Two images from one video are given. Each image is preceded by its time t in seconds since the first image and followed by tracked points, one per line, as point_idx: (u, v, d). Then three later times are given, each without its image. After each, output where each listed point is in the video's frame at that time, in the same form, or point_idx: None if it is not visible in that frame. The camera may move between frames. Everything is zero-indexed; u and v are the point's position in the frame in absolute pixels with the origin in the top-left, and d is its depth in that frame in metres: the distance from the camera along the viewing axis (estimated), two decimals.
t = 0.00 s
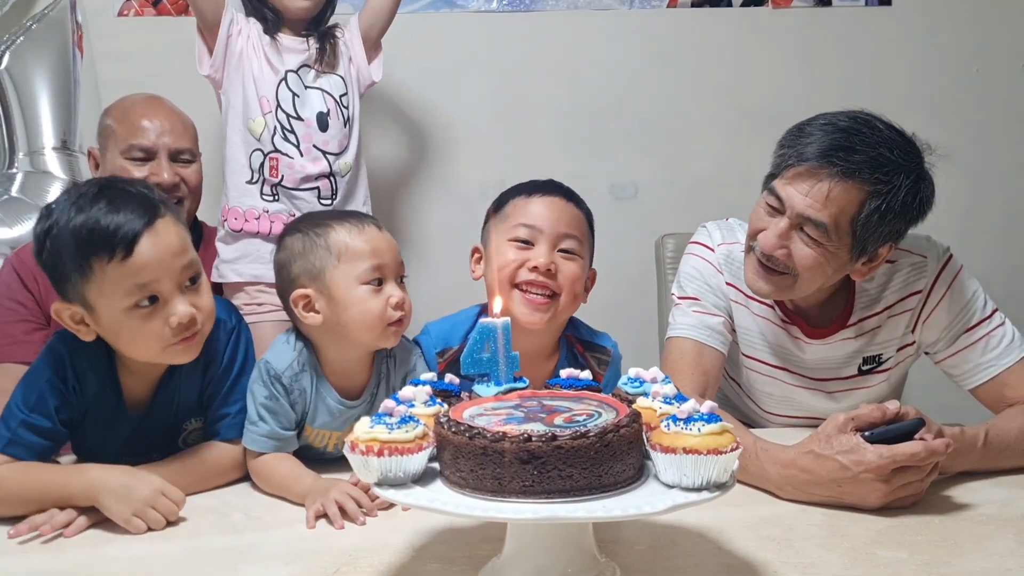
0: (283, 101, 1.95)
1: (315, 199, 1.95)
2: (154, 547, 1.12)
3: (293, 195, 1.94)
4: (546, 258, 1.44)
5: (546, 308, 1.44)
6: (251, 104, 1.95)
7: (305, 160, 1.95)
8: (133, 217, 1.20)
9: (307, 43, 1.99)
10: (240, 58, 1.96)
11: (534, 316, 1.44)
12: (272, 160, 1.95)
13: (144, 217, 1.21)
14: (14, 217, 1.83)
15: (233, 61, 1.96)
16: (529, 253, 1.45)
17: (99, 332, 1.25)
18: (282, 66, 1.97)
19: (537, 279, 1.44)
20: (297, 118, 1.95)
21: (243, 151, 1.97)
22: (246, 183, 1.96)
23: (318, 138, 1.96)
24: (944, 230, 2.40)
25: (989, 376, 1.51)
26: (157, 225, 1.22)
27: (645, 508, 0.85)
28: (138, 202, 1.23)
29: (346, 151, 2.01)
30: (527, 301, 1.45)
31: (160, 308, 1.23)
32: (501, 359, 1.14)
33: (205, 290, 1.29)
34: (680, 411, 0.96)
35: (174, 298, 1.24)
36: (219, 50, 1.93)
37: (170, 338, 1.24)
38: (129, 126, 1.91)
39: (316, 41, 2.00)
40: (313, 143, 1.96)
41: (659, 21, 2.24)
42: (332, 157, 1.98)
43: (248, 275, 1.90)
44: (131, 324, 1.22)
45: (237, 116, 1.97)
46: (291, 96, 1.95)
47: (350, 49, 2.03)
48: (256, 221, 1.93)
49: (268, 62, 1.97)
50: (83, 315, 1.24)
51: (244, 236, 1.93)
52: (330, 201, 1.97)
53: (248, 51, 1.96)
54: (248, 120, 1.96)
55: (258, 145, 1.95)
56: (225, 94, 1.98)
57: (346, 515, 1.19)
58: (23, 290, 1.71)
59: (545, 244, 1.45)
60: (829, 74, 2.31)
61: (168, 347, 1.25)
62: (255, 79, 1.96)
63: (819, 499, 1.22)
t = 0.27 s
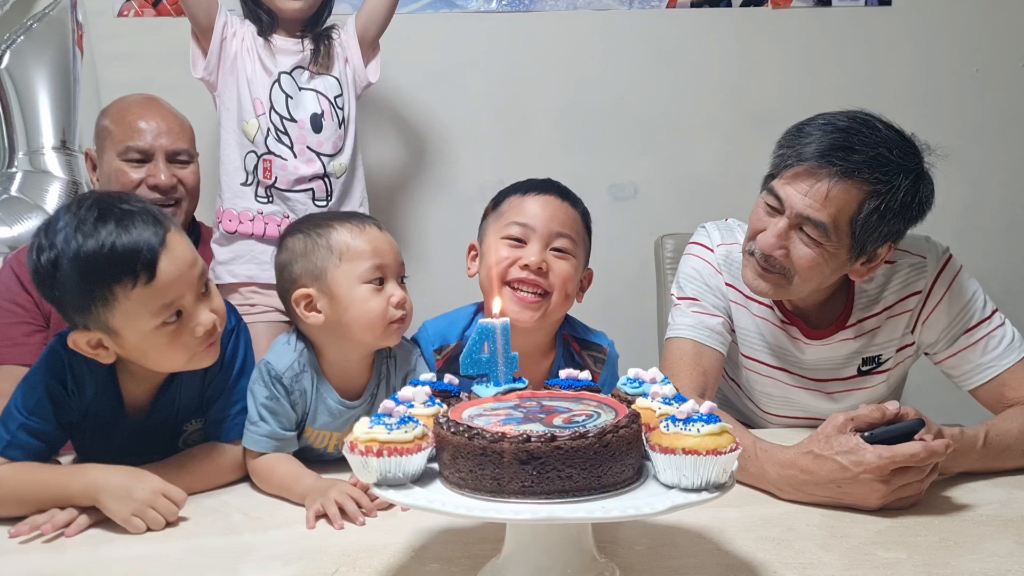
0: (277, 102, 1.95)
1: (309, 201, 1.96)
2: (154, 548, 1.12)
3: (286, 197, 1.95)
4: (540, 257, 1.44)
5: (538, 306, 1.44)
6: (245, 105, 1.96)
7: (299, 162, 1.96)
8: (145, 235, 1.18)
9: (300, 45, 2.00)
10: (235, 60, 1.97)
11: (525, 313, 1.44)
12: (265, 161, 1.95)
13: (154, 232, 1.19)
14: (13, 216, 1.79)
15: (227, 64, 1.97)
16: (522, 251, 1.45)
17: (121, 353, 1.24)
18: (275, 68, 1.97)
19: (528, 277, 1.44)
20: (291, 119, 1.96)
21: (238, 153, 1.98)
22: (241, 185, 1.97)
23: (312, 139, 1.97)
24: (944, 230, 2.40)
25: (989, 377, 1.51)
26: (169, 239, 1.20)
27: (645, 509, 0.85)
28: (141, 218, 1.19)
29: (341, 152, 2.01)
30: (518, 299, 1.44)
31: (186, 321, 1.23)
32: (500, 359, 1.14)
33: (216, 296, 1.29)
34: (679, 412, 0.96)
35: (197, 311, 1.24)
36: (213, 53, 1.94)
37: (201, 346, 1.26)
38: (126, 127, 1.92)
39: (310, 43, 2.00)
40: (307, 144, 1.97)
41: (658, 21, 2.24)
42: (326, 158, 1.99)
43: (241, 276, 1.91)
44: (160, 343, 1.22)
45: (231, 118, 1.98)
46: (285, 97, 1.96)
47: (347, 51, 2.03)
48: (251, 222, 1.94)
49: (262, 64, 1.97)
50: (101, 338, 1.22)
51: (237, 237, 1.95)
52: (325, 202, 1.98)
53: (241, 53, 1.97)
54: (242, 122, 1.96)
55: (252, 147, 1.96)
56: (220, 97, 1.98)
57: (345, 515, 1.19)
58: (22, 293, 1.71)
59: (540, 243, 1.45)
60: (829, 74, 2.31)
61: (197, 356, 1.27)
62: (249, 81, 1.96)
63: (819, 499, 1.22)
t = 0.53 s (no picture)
0: (277, 102, 1.95)
1: (310, 200, 1.96)
2: (154, 547, 1.11)
3: (287, 197, 1.95)
4: (540, 254, 1.43)
5: (539, 302, 1.44)
6: (245, 106, 1.96)
7: (300, 161, 1.96)
8: (155, 241, 1.17)
9: (298, 43, 2.00)
10: (234, 61, 1.97)
11: (526, 309, 1.44)
12: (266, 161, 1.95)
13: (162, 238, 1.18)
14: (14, 210, 1.78)
15: (226, 65, 1.97)
16: (523, 248, 1.45)
17: (133, 357, 1.24)
18: (274, 68, 1.97)
19: (530, 273, 1.43)
20: (291, 119, 1.96)
21: (238, 153, 1.98)
22: (242, 185, 1.97)
23: (312, 139, 1.97)
24: (945, 230, 2.40)
25: (989, 378, 1.51)
26: (177, 242, 1.20)
27: (646, 509, 0.84)
28: (148, 224, 1.18)
29: (341, 151, 2.01)
30: (519, 296, 1.44)
31: (199, 323, 1.24)
32: (501, 359, 1.14)
33: (223, 295, 1.29)
34: (681, 411, 0.96)
35: (208, 312, 1.24)
36: (213, 55, 1.94)
37: (214, 345, 1.27)
38: (127, 126, 1.92)
39: (309, 42, 2.00)
40: (308, 143, 1.97)
41: (659, 21, 2.24)
42: (326, 157, 1.99)
43: (242, 276, 1.92)
44: (174, 347, 1.23)
45: (232, 119, 1.98)
46: (284, 97, 1.96)
47: (344, 49, 2.04)
48: (251, 223, 1.94)
49: (262, 64, 1.97)
50: (113, 344, 1.22)
51: (238, 237, 1.95)
52: (325, 202, 1.98)
53: (240, 54, 1.97)
54: (242, 122, 1.96)
55: (252, 147, 1.96)
56: (220, 98, 1.98)
57: (346, 515, 1.19)
58: (22, 292, 1.71)
59: (540, 240, 1.45)
60: (830, 74, 2.31)
61: (209, 355, 1.28)
62: (248, 82, 1.96)
63: (820, 499, 1.22)
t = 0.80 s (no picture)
0: (275, 102, 1.95)
1: (308, 200, 1.96)
2: (153, 547, 1.11)
3: (285, 197, 1.95)
4: (540, 253, 1.43)
5: (539, 301, 1.44)
6: (243, 106, 1.96)
7: (298, 161, 1.96)
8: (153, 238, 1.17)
9: (295, 44, 2.00)
10: (232, 61, 1.97)
11: (527, 308, 1.44)
12: (264, 161, 1.95)
13: (161, 236, 1.18)
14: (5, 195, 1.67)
15: (224, 66, 1.97)
16: (523, 247, 1.45)
17: (125, 352, 1.23)
18: (272, 68, 1.97)
19: (529, 273, 1.43)
20: (289, 119, 1.95)
21: (236, 154, 1.98)
22: (239, 185, 1.97)
23: (310, 138, 1.97)
24: (945, 230, 2.40)
25: (990, 378, 1.50)
26: (176, 241, 1.20)
27: (645, 509, 0.84)
28: (149, 221, 1.18)
29: (338, 151, 2.01)
30: (519, 295, 1.44)
31: (191, 323, 1.23)
32: (501, 359, 1.13)
33: (221, 296, 1.29)
34: (680, 411, 0.96)
35: (202, 311, 1.23)
36: (210, 56, 1.94)
37: (206, 347, 1.26)
38: (127, 125, 1.91)
39: (306, 42, 2.00)
40: (306, 143, 1.97)
41: (660, 20, 2.24)
42: (324, 157, 1.99)
43: (240, 276, 1.92)
44: (166, 344, 1.22)
45: (229, 120, 1.98)
46: (282, 97, 1.96)
47: (341, 48, 2.04)
48: (249, 223, 1.94)
49: (259, 65, 1.97)
50: (105, 338, 1.22)
51: (235, 237, 1.94)
52: (324, 202, 1.98)
53: (238, 54, 1.97)
54: (240, 122, 1.96)
55: (250, 148, 1.96)
56: (218, 98, 1.98)
57: (345, 515, 1.18)
58: (21, 292, 1.71)
59: (540, 239, 1.45)
60: (831, 74, 2.31)
61: (201, 356, 1.26)
62: (246, 82, 1.96)
63: (820, 499, 1.22)
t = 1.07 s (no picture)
0: (270, 100, 1.95)
1: (303, 198, 1.95)
2: (151, 546, 1.11)
3: (279, 195, 1.94)
4: (537, 255, 1.43)
5: (536, 303, 1.43)
6: (238, 104, 1.96)
7: (293, 160, 1.95)
8: (136, 210, 1.20)
9: (292, 41, 1.99)
10: (227, 59, 1.96)
11: (525, 310, 1.44)
12: (259, 159, 1.95)
13: (146, 209, 1.21)
14: None
15: (220, 64, 1.96)
16: (520, 250, 1.45)
17: (108, 331, 1.25)
18: (268, 66, 1.97)
19: (527, 276, 1.43)
20: (285, 117, 1.95)
21: (231, 152, 1.97)
22: (234, 184, 1.96)
23: (306, 137, 1.96)
24: (944, 228, 2.39)
25: (990, 375, 1.50)
26: (160, 217, 1.22)
27: (646, 507, 0.84)
28: (137, 196, 1.22)
29: (334, 149, 2.00)
30: (517, 298, 1.44)
31: (169, 299, 1.22)
32: (500, 358, 1.13)
33: (209, 283, 1.29)
34: (680, 410, 0.95)
35: (182, 289, 1.23)
36: (206, 54, 1.93)
37: (183, 330, 1.24)
38: (123, 123, 1.91)
39: (303, 40, 1.99)
40: (301, 142, 1.96)
41: (659, 18, 2.24)
42: (320, 156, 1.98)
43: (235, 274, 1.91)
44: (143, 319, 1.21)
45: (225, 117, 1.97)
46: (278, 95, 1.95)
47: (338, 46, 2.03)
48: (244, 221, 1.93)
49: (255, 63, 1.97)
50: (88, 314, 1.23)
51: (230, 235, 1.94)
52: (319, 200, 1.97)
53: (234, 52, 1.96)
54: (235, 120, 1.96)
55: (245, 146, 1.95)
56: (213, 96, 1.97)
57: (344, 514, 1.18)
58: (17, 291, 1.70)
59: (536, 241, 1.44)
60: (830, 72, 2.31)
61: (181, 340, 1.25)
62: (242, 81, 1.96)
63: (820, 498, 1.22)
